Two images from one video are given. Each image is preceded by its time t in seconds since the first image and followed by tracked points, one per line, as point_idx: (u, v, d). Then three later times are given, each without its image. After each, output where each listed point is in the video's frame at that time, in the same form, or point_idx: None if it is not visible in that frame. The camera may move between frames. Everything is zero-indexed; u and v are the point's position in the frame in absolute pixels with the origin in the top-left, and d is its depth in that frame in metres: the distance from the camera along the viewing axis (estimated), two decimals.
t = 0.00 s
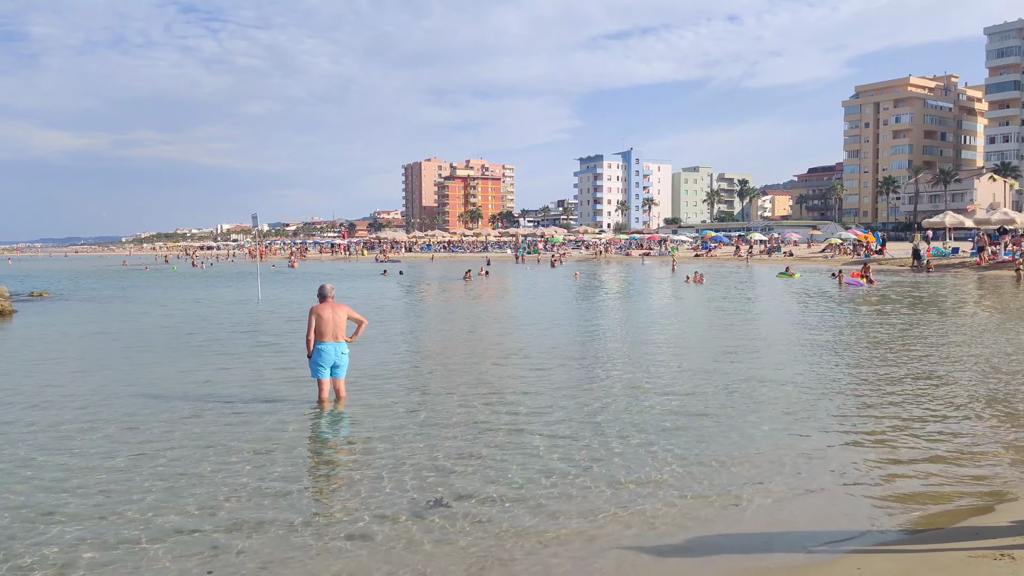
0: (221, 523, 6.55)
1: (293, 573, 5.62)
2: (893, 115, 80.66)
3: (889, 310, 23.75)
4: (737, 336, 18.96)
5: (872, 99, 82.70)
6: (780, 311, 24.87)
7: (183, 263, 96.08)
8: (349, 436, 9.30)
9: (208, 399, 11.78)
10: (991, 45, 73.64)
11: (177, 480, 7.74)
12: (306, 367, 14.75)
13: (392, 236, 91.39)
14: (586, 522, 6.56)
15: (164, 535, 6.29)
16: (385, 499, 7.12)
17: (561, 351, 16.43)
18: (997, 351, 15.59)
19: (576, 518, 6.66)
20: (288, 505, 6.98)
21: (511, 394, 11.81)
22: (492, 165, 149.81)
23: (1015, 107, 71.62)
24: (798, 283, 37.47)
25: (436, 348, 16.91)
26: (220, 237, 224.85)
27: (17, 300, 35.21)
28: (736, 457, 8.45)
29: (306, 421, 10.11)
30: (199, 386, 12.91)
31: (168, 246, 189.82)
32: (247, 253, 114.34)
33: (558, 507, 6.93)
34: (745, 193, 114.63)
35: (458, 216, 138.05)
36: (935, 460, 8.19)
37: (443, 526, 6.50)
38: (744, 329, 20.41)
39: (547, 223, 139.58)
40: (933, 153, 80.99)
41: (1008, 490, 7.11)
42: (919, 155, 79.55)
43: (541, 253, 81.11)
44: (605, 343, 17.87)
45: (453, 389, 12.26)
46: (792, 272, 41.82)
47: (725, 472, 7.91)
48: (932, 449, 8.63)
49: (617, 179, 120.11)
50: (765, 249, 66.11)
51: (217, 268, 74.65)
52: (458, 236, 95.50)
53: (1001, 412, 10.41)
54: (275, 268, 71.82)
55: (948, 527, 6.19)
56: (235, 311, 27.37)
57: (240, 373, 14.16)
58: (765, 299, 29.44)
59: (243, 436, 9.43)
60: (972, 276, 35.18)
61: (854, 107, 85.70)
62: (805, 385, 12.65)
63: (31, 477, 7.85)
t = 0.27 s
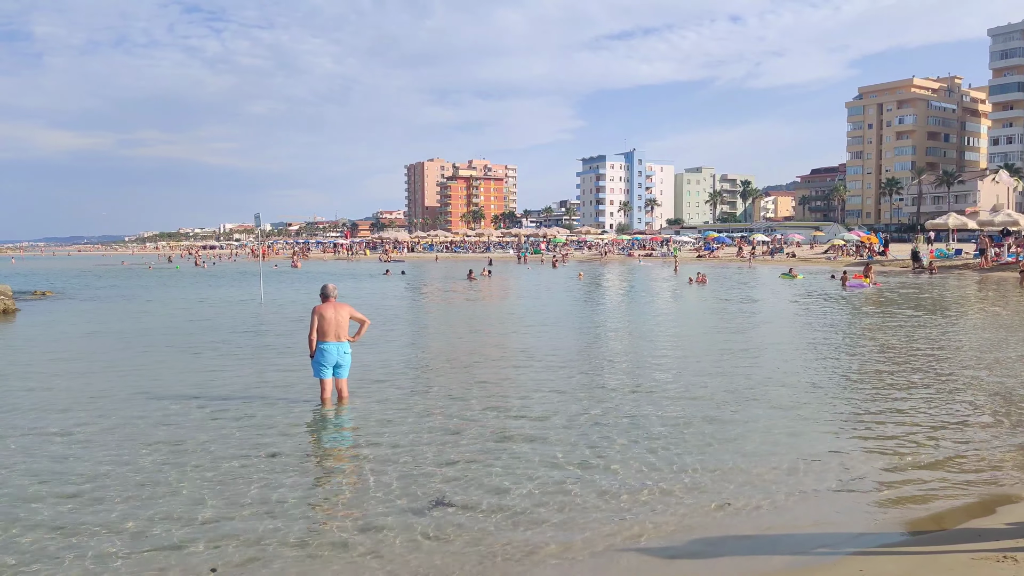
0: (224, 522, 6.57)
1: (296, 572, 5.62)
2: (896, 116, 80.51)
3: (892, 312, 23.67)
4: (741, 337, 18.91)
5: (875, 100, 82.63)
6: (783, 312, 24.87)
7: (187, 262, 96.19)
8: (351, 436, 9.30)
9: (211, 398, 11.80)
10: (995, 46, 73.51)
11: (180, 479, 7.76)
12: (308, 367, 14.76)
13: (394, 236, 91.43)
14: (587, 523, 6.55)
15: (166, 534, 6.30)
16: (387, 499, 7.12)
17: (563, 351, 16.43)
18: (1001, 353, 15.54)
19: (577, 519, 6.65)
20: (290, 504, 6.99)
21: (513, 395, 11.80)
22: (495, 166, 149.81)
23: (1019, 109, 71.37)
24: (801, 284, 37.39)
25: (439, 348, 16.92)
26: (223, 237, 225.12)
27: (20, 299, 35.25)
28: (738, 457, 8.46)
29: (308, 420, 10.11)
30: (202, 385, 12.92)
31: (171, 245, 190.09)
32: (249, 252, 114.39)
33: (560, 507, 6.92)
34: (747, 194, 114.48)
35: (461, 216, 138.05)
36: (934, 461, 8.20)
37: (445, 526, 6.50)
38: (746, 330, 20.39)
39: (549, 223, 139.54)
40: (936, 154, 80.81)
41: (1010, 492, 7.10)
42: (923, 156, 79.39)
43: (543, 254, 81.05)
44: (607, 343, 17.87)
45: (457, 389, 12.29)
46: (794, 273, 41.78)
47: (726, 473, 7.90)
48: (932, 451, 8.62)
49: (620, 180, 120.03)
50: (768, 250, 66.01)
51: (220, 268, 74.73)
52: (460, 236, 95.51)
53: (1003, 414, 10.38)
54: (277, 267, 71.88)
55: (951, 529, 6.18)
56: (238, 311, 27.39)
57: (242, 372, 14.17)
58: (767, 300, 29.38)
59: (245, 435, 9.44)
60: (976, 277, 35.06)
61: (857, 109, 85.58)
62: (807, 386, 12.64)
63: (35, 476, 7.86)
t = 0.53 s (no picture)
0: (228, 521, 6.60)
1: (300, 571, 5.65)
2: (900, 114, 80.28)
3: (895, 310, 23.59)
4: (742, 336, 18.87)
5: (878, 98, 82.46)
6: (786, 311, 24.82)
7: (190, 261, 96.32)
8: (354, 435, 9.32)
9: (214, 398, 11.82)
10: (999, 44, 73.23)
11: (184, 478, 7.79)
12: (311, 366, 14.78)
13: (397, 235, 91.42)
14: (590, 523, 6.56)
15: (170, 533, 6.34)
16: (391, 498, 7.14)
17: (564, 350, 16.42)
18: (1003, 352, 15.47)
19: (580, 518, 6.66)
20: (294, 503, 7.01)
21: (515, 394, 11.79)
22: (497, 164, 149.72)
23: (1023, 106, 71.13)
24: (804, 283, 37.32)
25: (441, 347, 16.93)
26: (226, 237, 225.30)
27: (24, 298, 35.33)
28: (741, 456, 8.48)
29: (311, 419, 10.13)
30: (205, 385, 12.95)
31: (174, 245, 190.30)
32: (252, 252, 114.51)
33: (562, 507, 6.94)
34: (750, 192, 114.27)
35: (463, 215, 138.00)
36: (932, 460, 8.19)
37: (448, 525, 6.52)
38: (748, 328, 20.34)
39: (552, 222, 139.44)
40: (940, 152, 80.56)
41: (1011, 491, 7.09)
42: (926, 154, 79.14)
43: (545, 253, 80.94)
44: (609, 342, 17.86)
45: (460, 387, 12.33)
46: (797, 271, 41.70)
47: (729, 473, 7.90)
48: (930, 450, 8.61)
49: (622, 178, 119.87)
50: (771, 248, 65.88)
51: (223, 267, 74.82)
52: (463, 235, 95.50)
53: (1003, 413, 10.34)
54: (280, 267, 71.94)
55: (954, 529, 6.18)
56: (241, 310, 27.39)
57: (245, 372, 14.18)
58: (770, 299, 29.29)
59: (248, 435, 9.46)
60: (979, 275, 34.93)
61: (860, 107, 85.36)
62: (807, 385, 12.62)
63: (39, 475, 7.90)
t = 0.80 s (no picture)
0: (233, 519, 6.65)
1: (304, 571, 5.66)
2: (905, 115, 80.01)
3: (901, 311, 23.56)
4: (747, 337, 18.83)
5: (884, 99, 82.18)
6: (790, 311, 24.78)
7: (196, 260, 96.69)
8: (358, 434, 9.36)
9: (218, 397, 11.88)
10: (1006, 44, 72.91)
11: (189, 476, 7.86)
12: (316, 365, 14.84)
13: (402, 234, 91.61)
14: (594, 522, 6.58)
15: (177, 530, 6.41)
16: (395, 497, 7.18)
17: (570, 350, 16.43)
18: (1008, 353, 15.41)
19: (583, 517, 6.70)
20: (298, 501, 7.07)
21: (518, 394, 11.83)
22: (502, 164, 149.73)
23: None
24: (809, 284, 37.22)
25: (444, 347, 16.97)
26: (230, 236, 226.17)
27: (30, 297, 35.49)
28: (746, 457, 8.48)
29: (316, 418, 10.18)
30: (210, 384, 13.02)
31: (179, 244, 191.01)
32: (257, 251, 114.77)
33: (566, 505, 6.98)
34: (755, 193, 114.07)
35: (468, 214, 138.09)
36: (936, 461, 8.17)
37: (451, 524, 6.55)
38: (755, 330, 20.28)
39: (556, 222, 139.48)
40: (946, 153, 80.25)
41: (1016, 493, 7.06)
42: (932, 155, 78.83)
43: (550, 253, 80.89)
44: (614, 342, 17.91)
45: (465, 387, 12.34)
46: (803, 272, 41.59)
47: (733, 473, 7.91)
48: (933, 450, 8.61)
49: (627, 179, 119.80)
50: (776, 249, 65.72)
51: (228, 266, 75.04)
52: (467, 235, 95.51)
53: (1007, 414, 10.32)
54: (285, 266, 72.11)
55: (961, 530, 6.15)
56: (247, 310, 27.47)
57: (250, 371, 14.24)
58: (775, 300, 29.23)
59: (252, 433, 9.52)
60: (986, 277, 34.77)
61: (866, 107, 85.11)
62: (810, 386, 12.63)
63: (44, 473, 7.93)
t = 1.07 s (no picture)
0: (244, 520, 6.72)
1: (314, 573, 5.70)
2: (913, 114, 79.65)
3: (908, 311, 23.49)
4: (754, 337, 18.83)
5: (891, 98, 81.81)
6: (797, 312, 24.77)
7: (204, 263, 97.14)
8: (367, 436, 9.43)
9: (228, 398, 11.98)
10: (1015, 43, 72.50)
11: (201, 477, 7.94)
12: (324, 367, 14.93)
13: (408, 236, 91.76)
14: (602, 523, 6.62)
15: (189, 531, 6.49)
16: (405, 498, 7.24)
17: (577, 351, 16.49)
18: (1017, 353, 15.36)
19: (592, 518, 6.74)
20: (309, 503, 7.14)
21: (526, 395, 11.88)
22: (508, 166, 149.84)
23: None
24: (817, 284, 37.10)
25: (452, 348, 17.05)
26: (238, 238, 227.05)
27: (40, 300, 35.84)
28: (754, 457, 8.49)
29: (324, 420, 10.25)
30: (219, 386, 13.12)
31: (188, 247, 191.96)
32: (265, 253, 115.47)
33: (574, 507, 7.02)
34: (763, 193, 113.71)
35: (474, 216, 138.20)
36: (945, 461, 8.18)
37: (461, 525, 6.60)
38: (762, 330, 20.26)
39: (563, 223, 139.48)
40: (955, 152, 79.83)
41: None
42: (940, 154, 78.43)
43: (556, 254, 80.84)
44: (621, 343, 17.95)
45: (473, 389, 12.41)
46: (811, 272, 41.46)
47: (741, 474, 7.93)
48: (941, 450, 8.61)
49: (634, 179, 119.65)
50: (784, 249, 65.47)
51: (235, 268, 75.34)
52: (474, 236, 95.59)
53: (1015, 414, 10.30)
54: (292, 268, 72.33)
55: (973, 531, 6.14)
56: (255, 312, 27.60)
57: (259, 373, 14.34)
58: (783, 301, 29.17)
59: (262, 435, 9.60)
60: (995, 276, 34.58)
61: (874, 107, 84.79)
62: (817, 386, 12.64)
63: (56, 475, 8.02)
